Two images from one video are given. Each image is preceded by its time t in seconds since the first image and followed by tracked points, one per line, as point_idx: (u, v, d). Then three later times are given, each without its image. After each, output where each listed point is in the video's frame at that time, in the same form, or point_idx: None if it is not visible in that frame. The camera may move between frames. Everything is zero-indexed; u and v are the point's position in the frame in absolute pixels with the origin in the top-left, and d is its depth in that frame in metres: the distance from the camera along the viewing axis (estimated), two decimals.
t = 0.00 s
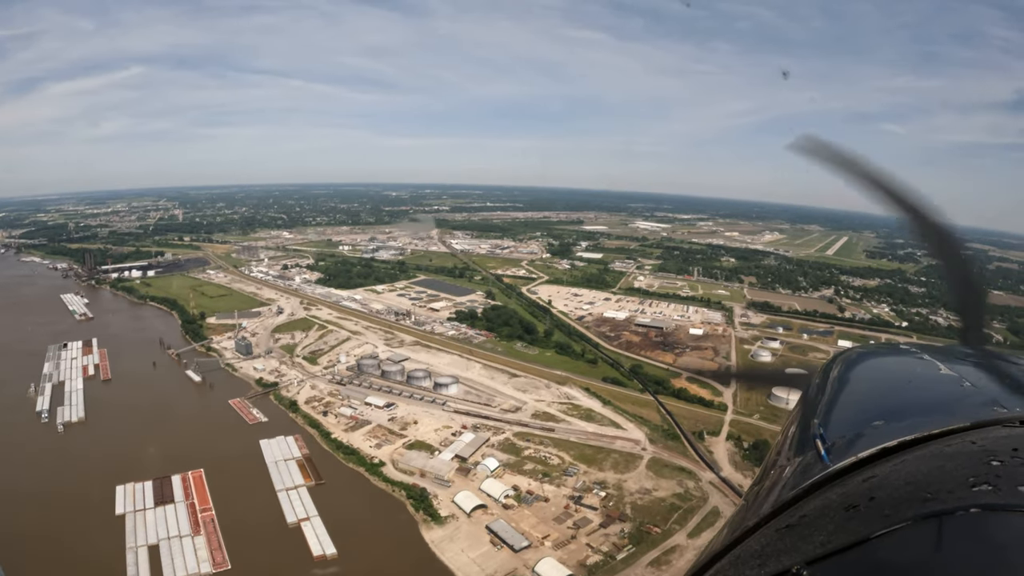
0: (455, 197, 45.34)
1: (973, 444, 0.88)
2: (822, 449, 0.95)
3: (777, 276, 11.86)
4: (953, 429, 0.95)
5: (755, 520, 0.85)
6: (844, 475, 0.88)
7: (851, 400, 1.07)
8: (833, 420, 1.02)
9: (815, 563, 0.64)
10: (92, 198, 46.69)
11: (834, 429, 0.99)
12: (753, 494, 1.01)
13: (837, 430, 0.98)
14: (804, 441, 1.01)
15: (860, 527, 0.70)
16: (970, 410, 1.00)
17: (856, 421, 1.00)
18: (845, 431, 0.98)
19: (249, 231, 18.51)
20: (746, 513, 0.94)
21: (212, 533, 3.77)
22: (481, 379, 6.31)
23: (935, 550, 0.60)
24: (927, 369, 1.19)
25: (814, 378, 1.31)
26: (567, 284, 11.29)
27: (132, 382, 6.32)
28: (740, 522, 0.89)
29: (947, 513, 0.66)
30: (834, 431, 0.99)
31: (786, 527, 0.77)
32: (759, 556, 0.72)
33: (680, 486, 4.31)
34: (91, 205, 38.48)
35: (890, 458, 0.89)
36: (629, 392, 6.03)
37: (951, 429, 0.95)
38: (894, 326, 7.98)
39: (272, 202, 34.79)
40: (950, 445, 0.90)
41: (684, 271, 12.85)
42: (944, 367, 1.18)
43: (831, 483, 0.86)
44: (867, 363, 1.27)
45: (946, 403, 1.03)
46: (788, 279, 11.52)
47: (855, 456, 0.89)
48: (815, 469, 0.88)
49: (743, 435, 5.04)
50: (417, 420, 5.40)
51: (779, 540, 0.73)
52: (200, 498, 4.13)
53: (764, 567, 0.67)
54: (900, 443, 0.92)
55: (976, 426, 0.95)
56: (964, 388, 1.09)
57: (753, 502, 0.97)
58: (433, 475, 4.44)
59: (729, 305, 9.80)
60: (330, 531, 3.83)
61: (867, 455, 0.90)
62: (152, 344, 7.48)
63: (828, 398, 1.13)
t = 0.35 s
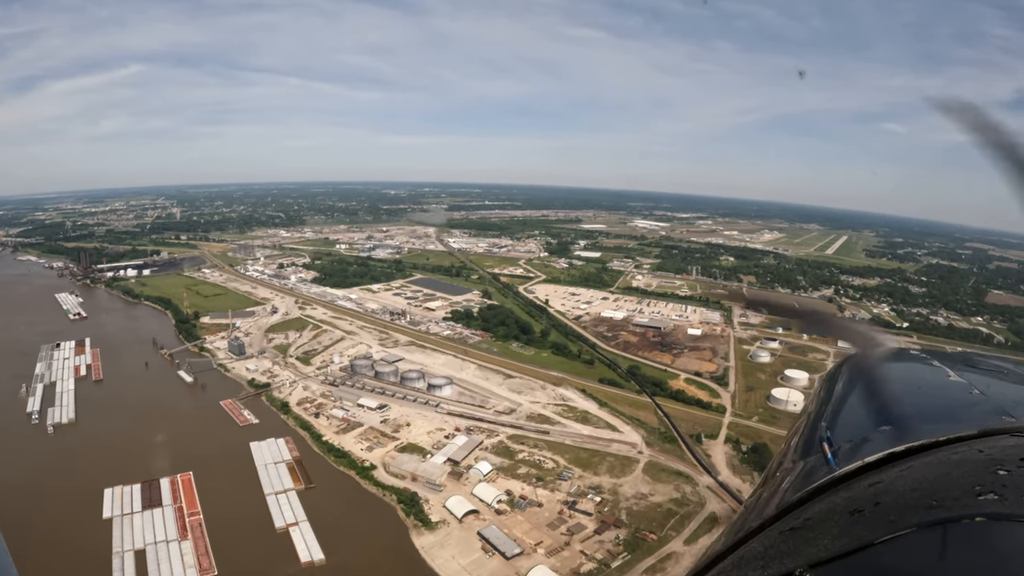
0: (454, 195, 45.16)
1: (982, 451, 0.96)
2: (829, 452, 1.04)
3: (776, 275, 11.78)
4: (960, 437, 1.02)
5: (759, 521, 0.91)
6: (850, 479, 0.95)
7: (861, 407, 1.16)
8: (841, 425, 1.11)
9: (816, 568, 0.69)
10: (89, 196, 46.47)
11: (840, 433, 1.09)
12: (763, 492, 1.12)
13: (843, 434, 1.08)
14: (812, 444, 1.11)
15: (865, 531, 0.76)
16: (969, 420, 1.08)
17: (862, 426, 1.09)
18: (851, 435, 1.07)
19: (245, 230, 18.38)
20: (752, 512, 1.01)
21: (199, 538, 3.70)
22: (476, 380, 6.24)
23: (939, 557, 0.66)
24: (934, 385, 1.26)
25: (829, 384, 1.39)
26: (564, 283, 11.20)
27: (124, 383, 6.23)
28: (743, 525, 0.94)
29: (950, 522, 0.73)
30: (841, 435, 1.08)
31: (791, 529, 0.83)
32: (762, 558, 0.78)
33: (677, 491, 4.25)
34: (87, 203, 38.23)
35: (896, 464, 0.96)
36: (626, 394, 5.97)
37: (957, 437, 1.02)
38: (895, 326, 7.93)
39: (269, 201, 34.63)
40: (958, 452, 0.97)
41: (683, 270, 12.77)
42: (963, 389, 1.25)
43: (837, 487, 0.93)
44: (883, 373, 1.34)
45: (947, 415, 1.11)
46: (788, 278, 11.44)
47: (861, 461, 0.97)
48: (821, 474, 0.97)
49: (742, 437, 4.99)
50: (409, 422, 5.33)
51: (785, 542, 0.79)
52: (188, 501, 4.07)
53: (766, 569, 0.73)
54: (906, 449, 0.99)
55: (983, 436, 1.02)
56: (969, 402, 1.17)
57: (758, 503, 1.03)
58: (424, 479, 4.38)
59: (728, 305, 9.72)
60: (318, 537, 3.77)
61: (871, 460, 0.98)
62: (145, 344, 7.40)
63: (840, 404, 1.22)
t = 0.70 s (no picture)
0: (453, 194, 45.13)
1: (994, 452, 0.83)
2: (841, 455, 0.91)
3: (776, 273, 11.72)
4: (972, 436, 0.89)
5: (770, 527, 0.81)
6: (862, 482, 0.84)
7: (874, 403, 1.02)
8: (852, 424, 0.97)
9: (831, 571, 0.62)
10: (88, 194, 46.40)
11: (852, 434, 0.95)
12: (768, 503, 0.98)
13: (856, 435, 0.93)
14: (821, 447, 0.97)
15: (877, 534, 0.68)
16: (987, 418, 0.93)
17: (875, 426, 0.95)
18: (864, 436, 0.93)
19: (243, 229, 18.32)
20: (762, 518, 0.90)
21: (187, 543, 3.64)
22: (470, 381, 6.17)
23: (953, 558, 0.59)
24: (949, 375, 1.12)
25: (837, 379, 1.25)
26: (562, 282, 11.13)
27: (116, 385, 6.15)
28: (755, 531, 0.85)
29: (967, 522, 0.64)
30: (854, 437, 0.94)
31: (803, 534, 0.74)
32: (775, 564, 0.69)
33: (674, 496, 4.19)
34: (86, 201, 38.15)
35: (909, 464, 0.84)
36: (624, 395, 5.90)
37: (970, 438, 0.89)
38: (896, 326, 7.88)
39: (269, 200, 34.58)
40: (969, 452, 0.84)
41: (682, 269, 12.72)
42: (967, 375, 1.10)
43: (848, 490, 0.82)
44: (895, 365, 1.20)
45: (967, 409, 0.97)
46: (787, 277, 11.39)
47: (873, 463, 0.85)
48: (830, 478, 0.86)
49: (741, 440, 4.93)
50: (402, 424, 5.27)
51: (794, 548, 0.70)
52: (177, 505, 4.00)
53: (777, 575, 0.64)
54: (919, 450, 0.87)
55: (998, 435, 0.89)
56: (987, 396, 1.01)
57: (768, 510, 0.91)
58: (416, 483, 4.32)
59: (728, 304, 9.66)
60: (307, 543, 3.71)
61: (885, 462, 0.85)
62: (138, 345, 7.32)
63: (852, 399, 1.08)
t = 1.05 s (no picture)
0: (452, 192, 45.06)
1: (996, 451, 0.79)
2: (842, 455, 0.86)
3: (776, 273, 11.67)
4: (975, 435, 0.84)
5: (771, 528, 0.77)
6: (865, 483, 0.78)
7: (874, 401, 0.96)
8: (852, 423, 0.92)
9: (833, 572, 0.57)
10: (87, 194, 46.34)
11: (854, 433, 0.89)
12: (770, 504, 0.92)
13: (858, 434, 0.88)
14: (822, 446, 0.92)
15: (879, 534, 0.63)
16: (989, 415, 0.88)
17: (876, 424, 0.90)
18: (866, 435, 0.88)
19: (242, 228, 18.26)
20: (763, 519, 0.85)
21: (175, 550, 3.59)
22: (466, 382, 6.11)
23: (955, 557, 0.55)
24: (952, 370, 1.06)
25: (839, 378, 1.19)
26: (561, 281, 11.08)
27: (109, 386, 6.07)
28: (757, 531, 0.80)
29: (970, 521, 0.59)
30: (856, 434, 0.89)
31: (805, 533, 0.70)
32: (777, 563, 0.65)
33: (672, 501, 4.13)
34: (86, 200, 38.13)
35: (912, 465, 0.79)
36: (622, 397, 5.85)
37: (973, 436, 0.84)
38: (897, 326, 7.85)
39: (268, 199, 34.55)
40: (971, 451, 0.80)
41: (681, 268, 12.66)
42: (966, 373, 1.03)
43: (849, 491, 0.77)
44: (898, 361, 1.14)
45: (971, 405, 0.91)
46: (788, 276, 11.33)
47: (876, 463, 0.80)
48: (833, 477, 0.81)
49: (741, 443, 4.87)
50: (396, 427, 5.21)
51: (797, 547, 0.66)
52: (166, 510, 3.96)
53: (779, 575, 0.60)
54: (921, 450, 0.82)
55: (1000, 434, 0.84)
56: (985, 395, 0.95)
57: (769, 512, 0.86)
58: (409, 487, 4.26)
59: (728, 304, 9.61)
60: (297, 550, 3.66)
61: (887, 461, 0.80)
62: (132, 345, 7.26)
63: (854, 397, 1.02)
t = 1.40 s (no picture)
0: (453, 191, 44.99)
1: (994, 448, 0.69)
2: (843, 454, 0.78)
3: (777, 272, 11.58)
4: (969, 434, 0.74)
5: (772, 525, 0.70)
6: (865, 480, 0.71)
7: (870, 397, 0.86)
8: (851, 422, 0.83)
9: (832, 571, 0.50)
10: (89, 193, 46.35)
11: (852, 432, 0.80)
12: (767, 505, 0.86)
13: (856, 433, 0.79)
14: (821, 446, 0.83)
15: (878, 532, 0.56)
16: (987, 413, 0.78)
17: (872, 421, 0.81)
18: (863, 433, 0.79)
19: (241, 227, 18.24)
20: (760, 521, 0.78)
21: (163, 556, 3.54)
22: (462, 384, 6.05)
23: (954, 555, 0.47)
24: (948, 368, 0.95)
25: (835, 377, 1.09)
26: (560, 280, 11.01)
27: (102, 387, 6.00)
28: (754, 532, 0.73)
29: (969, 518, 0.51)
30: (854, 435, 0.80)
31: (805, 531, 0.63)
32: (777, 561, 0.58)
33: (670, 507, 4.06)
34: (87, 200, 38.16)
35: (911, 463, 0.71)
36: (620, 400, 5.77)
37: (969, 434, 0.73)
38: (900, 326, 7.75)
39: (269, 198, 34.56)
40: (967, 450, 0.70)
41: (682, 267, 12.58)
42: (966, 371, 0.92)
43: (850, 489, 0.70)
44: (892, 360, 1.03)
45: (973, 400, 0.81)
46: (789, 275, 11.25)
47: (874, 461, 0.71)
48: (833, 474, 0.74)
49: (740, 447, 4.78)
50: (390, 429, 5.15)
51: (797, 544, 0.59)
52: (154, 515, 3.90)
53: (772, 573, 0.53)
54: (921, 447, 0.73)
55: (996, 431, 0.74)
56: (982, 393, 0.84)
57: (765, 514, 0.79)
58: (401, 492, 4.19)
59: (728, 303, 9.54)
60: (288, 556, 3.60)
61: (886, 460, 0.72)
62: (126, 346, 7.20)
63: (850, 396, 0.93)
